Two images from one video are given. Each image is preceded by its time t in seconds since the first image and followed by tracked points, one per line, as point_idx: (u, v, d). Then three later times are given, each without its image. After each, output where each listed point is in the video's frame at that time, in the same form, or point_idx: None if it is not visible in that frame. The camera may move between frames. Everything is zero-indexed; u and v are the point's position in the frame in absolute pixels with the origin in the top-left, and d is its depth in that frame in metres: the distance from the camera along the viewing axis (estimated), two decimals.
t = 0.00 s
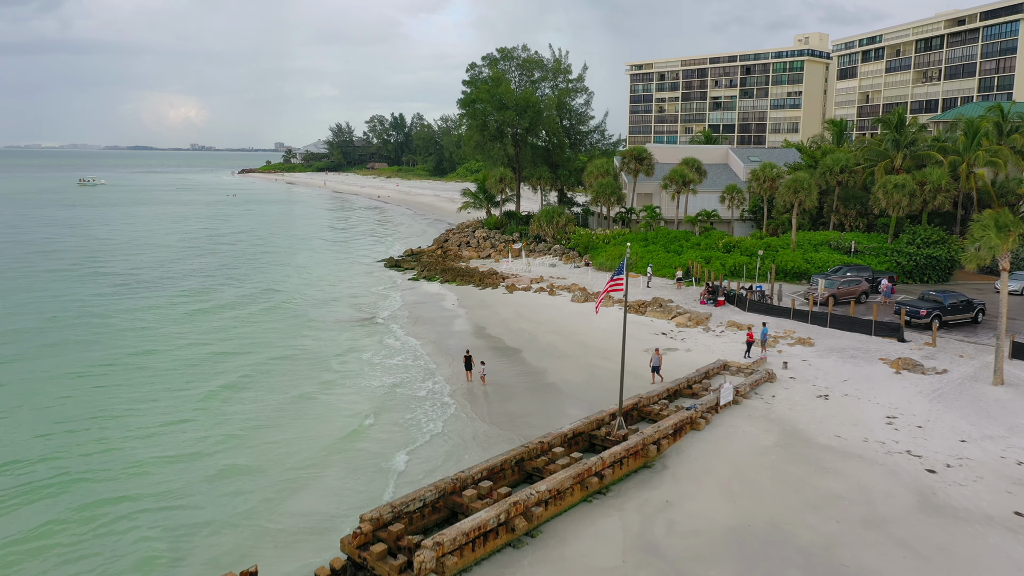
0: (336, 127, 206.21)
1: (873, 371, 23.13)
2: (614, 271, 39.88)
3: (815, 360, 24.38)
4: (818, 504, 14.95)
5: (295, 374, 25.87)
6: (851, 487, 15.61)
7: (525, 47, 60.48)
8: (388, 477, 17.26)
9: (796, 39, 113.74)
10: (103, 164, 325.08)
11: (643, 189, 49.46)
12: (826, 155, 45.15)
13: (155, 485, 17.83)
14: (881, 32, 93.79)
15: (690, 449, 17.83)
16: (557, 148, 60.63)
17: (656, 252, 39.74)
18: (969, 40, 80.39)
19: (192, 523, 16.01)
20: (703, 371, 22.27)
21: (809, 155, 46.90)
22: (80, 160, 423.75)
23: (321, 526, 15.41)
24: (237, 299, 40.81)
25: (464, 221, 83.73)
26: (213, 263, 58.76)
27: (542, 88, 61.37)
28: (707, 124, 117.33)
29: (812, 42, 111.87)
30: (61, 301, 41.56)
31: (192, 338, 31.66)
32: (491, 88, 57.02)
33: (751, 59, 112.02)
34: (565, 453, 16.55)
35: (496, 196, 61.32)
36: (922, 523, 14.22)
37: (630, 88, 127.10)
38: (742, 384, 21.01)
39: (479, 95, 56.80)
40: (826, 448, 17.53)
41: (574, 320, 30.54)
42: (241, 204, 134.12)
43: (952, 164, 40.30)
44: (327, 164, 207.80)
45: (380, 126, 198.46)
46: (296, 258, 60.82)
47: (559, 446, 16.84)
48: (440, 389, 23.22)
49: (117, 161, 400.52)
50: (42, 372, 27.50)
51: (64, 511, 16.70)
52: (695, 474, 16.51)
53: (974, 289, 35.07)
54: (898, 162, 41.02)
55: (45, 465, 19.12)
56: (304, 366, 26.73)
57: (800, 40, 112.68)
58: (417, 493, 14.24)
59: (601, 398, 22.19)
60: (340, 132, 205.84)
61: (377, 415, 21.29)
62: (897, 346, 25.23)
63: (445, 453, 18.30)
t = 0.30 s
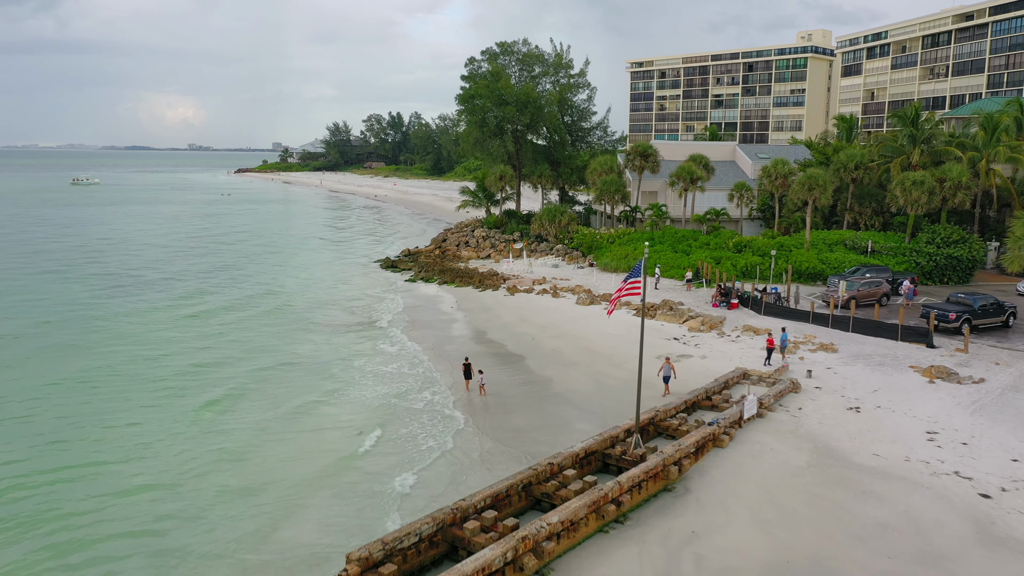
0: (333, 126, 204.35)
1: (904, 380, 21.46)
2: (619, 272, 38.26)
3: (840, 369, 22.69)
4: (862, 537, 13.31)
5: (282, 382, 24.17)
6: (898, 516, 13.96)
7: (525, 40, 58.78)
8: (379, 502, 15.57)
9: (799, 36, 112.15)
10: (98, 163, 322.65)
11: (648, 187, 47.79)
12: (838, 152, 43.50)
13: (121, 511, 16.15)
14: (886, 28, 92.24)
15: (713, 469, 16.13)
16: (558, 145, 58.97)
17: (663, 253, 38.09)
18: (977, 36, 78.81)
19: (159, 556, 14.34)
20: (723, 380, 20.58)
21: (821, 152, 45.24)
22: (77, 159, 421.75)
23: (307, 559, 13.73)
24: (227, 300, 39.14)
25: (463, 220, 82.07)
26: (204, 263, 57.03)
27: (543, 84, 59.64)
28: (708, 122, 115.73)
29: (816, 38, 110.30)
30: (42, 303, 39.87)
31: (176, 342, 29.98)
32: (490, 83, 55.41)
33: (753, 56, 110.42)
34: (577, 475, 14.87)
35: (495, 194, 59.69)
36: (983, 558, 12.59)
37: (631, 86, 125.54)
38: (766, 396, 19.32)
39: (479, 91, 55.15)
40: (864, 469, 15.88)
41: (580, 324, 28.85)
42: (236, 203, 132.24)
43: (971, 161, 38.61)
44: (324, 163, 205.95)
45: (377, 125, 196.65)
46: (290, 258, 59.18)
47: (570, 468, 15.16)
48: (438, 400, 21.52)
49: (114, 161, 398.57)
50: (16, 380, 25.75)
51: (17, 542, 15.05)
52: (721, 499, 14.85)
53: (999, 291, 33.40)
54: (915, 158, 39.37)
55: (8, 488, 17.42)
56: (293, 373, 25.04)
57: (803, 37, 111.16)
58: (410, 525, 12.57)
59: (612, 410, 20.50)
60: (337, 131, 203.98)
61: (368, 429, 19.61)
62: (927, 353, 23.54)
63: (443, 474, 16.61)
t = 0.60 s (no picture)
0: (330, 125, 202.41)
1: (941, 390, 19.84)
2: (626, 273, 36.62)
3: (869, 378, 21.03)
4: None
5: (268, 392, 22.50)
6: (958, 552, 12.33)
7: (526, 34, 57.10)
8: (372, 531, 13.91)
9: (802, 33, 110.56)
10: (94, 163, 320.56)
11: (653, 185, 46.12)
12: (852, 148, 41.86)
13: (84, 540, 14.47)
14: (891, 24, 90.69)
15: (743, 494, 14.50)
16: (559, 142, 57.29)
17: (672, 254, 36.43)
18: (985, 31, 77.24)
19: None
20: (746, 392, 18.95)
21: (833, 149, 43.59)
22: (74, 159, 419.75)
23: None
24: (216, 301, 37.48)
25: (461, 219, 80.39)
26: (195, 264, 55.29)
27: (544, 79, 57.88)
28: (710, 120, 114.12)
29: (818, 35, 108.73)
30: (22, 305, 38.18)
31: (157, 348, 28.31)
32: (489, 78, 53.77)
33: (756, 53, 108.86)
34: (593, 503, 13.23)
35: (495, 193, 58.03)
36: None
37: (631, 84, 123.89)
38: (795, 409, 17.68)
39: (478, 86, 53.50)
40: (912, 494, 14.25)
41: (587, 329, 27.18)
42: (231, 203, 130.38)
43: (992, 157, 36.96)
44: (321, 163, 204.02)
45: (374, 124, 194.79)
46: (285, 258, 57.50)
47: (585, 495, 13.52)
48: (435, 412, 19.84)
49: (111, 160, 396.63)
50: None
51: None
52: (755, 530, 13.21)
53: None
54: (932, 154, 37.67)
55: None
56: (280, 381, 23.38)
57: (806, 34, 109.62)
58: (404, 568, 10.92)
59: (624, 422, 18.81)
60: (334, 130, 202.01)
61: (358, 445, 17.94)
62: (962, 361, 21.90)
63: (441, 499, 14.93)
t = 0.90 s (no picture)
0: (326, 125, 200.43)
1: (983, 402, 18.26)
2: (632, 274, 35.01)
3: (903, 388, 19.42)
4: None
5: (254, 402, 20.89)
6: None
7: (526, 28, 55.48)
8: (363, 569, 12.29)
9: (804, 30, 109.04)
10: (88, 163, 317.99)
11: (659, 183, 44.49)
12: (865, 144, 40.28)
13: None
14: (896, 20, 89.16)
15: (780, 524, 12.88)
16: (560, 139, 55.67)
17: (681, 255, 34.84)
18: (993, 26, 75.78)
19: None
20: (772, 405, 17.35)
21: (845, 144, 41.97)
22: (69, 158, 416.63)
23: None
24: (205, 304, 35.87)
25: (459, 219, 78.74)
26: (186, 265, 53.61)
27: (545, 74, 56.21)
28: (711, 118, 112.57)
29: (821, 32, 107.14)
30: (3, 308, 36.57)
31: (140, 354, 26.70)
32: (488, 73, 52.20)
33: (758, 50, 107.35)
34: (613, 540, 11.60)
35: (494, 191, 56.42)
36: None
37: (631, 81, 122.28)
38: (828, 424, 16.09)
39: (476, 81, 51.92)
40: (970, 525, 12.65)
41: (595, 334, 25.57)
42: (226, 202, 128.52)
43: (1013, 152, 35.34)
44: (317, 163, 202.01)
45: (370, 123, 192.93)
46: (278, 258, 55.89)
47: (604, 529, 11.90)
48: (432, 426, 18.23)
49: (106, 160, 394.02)
50: None
51: None
52: (798, 568, 11.59)
53: None
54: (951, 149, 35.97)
55: None
56: (267, 390, 21.77)
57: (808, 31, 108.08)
58: None
59: (639, 438, 17.19)
60: (330, 129, 199.99)
61: (348, 466, 16.30)
62: (1001, 369, 20.31)
63: (441, 530, 13.29)
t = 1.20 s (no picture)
0: (322, 124, 198.49)
1: None
2: (638, 275, 33.46)
3: (940, 400, 17.88)
4: None
5: (236, 416, 19.26)
6: None
7: (526, 21, 53.88)
8: None
9: (806, 27, 107.55)
10: (82, 163, 315.64)
11: (664, 180, 42.92)
12: (879, 141, 38.73)
13: None
14: (900, 16, 87.67)
15: (826, 564, 11.31)
16: (560, 136, 54.05)
17: (690, 256, 33.28)
18: (1000, 22, 74.26)
19: None
20: (803, 422, 15.82)
21: (858, 140, 40.39)
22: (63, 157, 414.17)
23: None
24: (190, 306, 34.22)
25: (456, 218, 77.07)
26: (176, 265, 51.92)
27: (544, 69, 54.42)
28: (711, 116, 111.09)
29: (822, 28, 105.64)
30: None
31: (117, 360, 25.08)
32: (486, 69, 50.82)
33: (759, 48, 105.88)
34: None
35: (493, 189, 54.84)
36: None
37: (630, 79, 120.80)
38: (868, 444, 14.54)
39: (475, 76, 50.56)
40: None
41: (603, 339, 23.98)
42: (219, 201, 126.73)
43: None
44: (312, 161, 200.02)
45: (366, 122, 191.07)
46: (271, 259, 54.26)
47: None
48: (428, 444, 16.63)
49: (100, 159, 391.36)
50: None
51: None
52: None
53: None
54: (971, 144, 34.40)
55: None
56: (251, 402, 20.17)
57: (809, 28, 106.61)
58: None
59: (657, 456, 15.62)
60: (326, 128, 198.08)
61: (335, 491, 14.68)
62: None
63: (440, 572, 11.68)
